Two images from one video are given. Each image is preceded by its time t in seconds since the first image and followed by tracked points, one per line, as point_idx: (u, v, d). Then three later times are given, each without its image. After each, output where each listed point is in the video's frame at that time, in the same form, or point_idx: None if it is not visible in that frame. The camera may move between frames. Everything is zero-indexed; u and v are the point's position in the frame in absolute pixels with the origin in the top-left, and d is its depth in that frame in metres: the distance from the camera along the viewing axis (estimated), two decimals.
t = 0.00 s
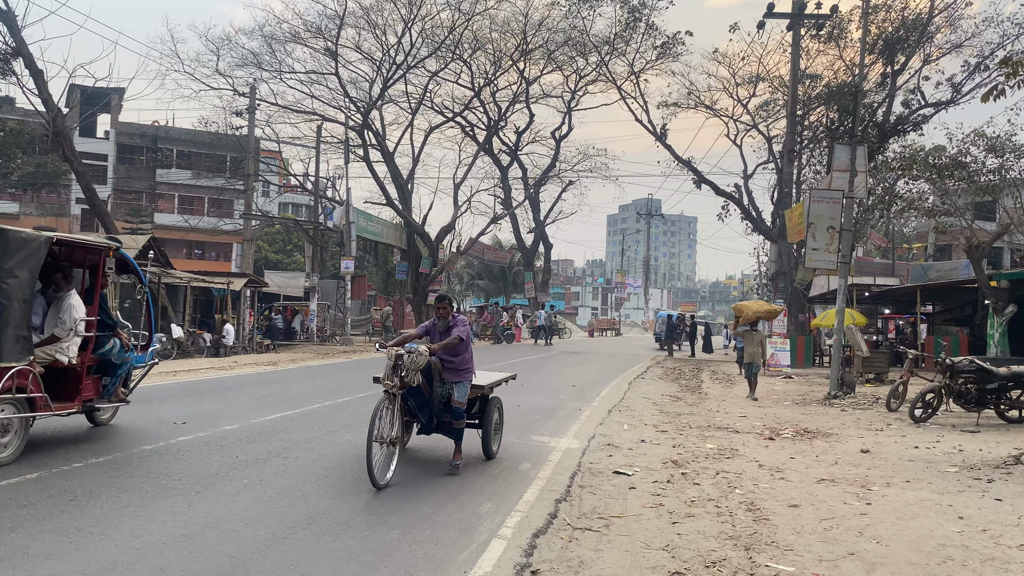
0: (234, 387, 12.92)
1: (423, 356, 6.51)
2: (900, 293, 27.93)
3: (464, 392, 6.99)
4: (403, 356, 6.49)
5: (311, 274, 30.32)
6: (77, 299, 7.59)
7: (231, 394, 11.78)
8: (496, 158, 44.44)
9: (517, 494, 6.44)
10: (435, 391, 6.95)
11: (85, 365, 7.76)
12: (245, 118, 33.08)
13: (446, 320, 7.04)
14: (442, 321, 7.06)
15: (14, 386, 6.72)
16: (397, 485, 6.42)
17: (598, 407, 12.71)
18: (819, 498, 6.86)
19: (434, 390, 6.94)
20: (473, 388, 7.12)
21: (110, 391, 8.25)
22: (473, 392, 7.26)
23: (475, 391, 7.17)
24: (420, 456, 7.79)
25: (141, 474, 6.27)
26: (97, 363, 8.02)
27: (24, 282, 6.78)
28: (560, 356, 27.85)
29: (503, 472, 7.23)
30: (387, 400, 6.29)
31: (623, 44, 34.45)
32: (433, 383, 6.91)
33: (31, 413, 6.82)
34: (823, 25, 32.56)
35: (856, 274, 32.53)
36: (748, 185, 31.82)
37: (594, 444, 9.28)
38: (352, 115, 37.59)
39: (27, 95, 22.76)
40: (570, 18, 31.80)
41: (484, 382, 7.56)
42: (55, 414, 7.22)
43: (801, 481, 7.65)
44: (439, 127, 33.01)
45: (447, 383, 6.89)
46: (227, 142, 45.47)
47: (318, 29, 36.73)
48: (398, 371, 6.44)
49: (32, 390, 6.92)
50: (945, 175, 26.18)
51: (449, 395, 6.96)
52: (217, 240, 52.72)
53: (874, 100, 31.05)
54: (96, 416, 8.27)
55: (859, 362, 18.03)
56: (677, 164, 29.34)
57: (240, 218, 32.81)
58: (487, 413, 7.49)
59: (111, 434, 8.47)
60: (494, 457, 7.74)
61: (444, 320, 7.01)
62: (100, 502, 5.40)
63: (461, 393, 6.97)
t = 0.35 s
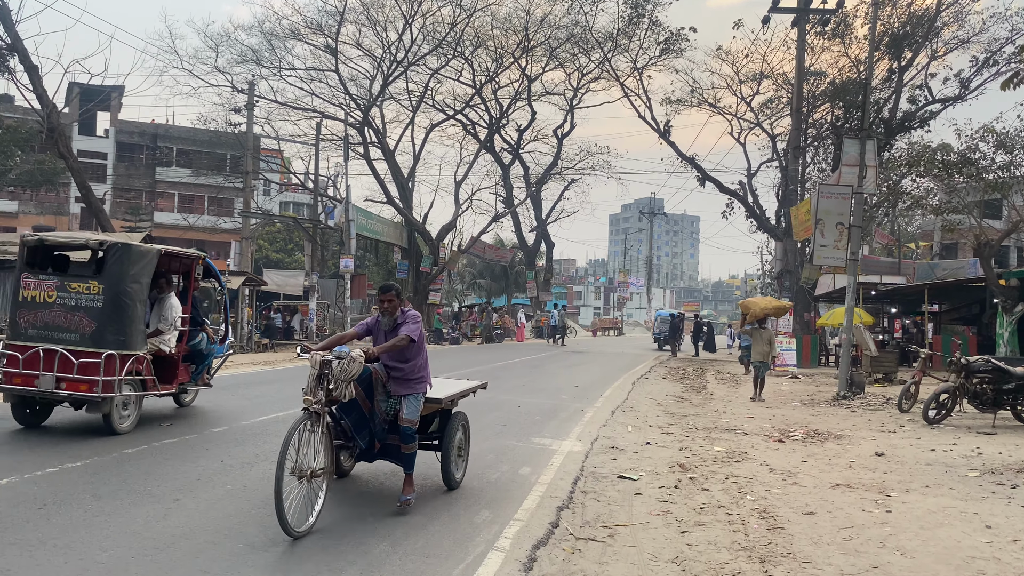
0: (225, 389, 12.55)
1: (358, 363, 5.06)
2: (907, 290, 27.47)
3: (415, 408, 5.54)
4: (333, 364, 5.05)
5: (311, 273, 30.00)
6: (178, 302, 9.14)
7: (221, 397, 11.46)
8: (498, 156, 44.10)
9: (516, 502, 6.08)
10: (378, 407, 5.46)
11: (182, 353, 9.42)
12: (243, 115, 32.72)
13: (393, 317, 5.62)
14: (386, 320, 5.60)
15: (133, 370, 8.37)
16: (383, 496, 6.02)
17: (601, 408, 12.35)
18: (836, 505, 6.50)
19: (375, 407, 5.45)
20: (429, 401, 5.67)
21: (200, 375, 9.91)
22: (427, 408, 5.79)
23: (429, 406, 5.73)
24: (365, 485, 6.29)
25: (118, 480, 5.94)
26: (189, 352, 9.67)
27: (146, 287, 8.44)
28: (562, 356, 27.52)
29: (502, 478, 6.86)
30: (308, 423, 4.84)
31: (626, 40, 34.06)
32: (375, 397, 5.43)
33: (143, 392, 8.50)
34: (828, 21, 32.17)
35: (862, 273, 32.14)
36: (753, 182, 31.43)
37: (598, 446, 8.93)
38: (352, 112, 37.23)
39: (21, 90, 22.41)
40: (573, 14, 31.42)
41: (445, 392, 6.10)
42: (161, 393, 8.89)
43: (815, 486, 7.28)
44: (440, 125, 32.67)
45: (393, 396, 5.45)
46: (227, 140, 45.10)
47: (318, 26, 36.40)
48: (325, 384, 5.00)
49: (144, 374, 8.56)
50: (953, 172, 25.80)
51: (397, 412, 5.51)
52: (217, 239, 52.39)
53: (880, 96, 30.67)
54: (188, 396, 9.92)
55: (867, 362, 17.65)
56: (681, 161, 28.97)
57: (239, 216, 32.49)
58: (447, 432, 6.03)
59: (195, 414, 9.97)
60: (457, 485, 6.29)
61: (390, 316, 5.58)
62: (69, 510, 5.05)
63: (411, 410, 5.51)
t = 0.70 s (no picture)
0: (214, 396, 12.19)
1: (232, 385, 3.80)
2: (913, 290, 27.01)
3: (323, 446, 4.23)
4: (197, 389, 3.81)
5: (310, 273, 29.69)
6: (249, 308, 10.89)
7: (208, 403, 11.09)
8: (500, 155, 43.76)
9: (512, 514, 5.74)
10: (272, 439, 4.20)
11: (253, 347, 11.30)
12: (242, 113, 32.39)
13: (300, 321, 4.37)
14: (284, 325, 4.34)
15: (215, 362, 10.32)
16: (366, 516, 5.62)
17: (603, 412, 12.04)
18: (850, 517, 6.14)
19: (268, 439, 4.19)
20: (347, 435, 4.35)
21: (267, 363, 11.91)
22: (347, 442, 4.45)
23: (347, 440, 4.39)
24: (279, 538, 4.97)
25: (88, 492, 5.64)
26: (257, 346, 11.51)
27: (225, 296, 10.31)
28: (564, 356, 27.22)
29: (498, 487, 6.51)
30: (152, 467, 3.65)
31: (629, 37, 33.70)
32: (268, 427, 4.13)
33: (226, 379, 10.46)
34: (834, 17, 31.78)
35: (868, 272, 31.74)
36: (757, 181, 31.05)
37: (599, 452, 8.59)
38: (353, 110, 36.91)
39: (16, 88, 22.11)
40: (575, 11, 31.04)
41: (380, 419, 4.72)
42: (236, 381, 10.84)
43: (827, 496, 6.94)
44: (442, 123, 32.31)
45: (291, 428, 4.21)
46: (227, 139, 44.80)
47: (318, 23, 36.09)
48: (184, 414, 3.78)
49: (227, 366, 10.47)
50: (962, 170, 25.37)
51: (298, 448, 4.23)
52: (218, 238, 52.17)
53: (887, 93, 30.25)
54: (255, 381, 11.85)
55: (875, 364, 17.28)
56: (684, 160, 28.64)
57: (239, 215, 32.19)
58: (381, 474, 4.63)
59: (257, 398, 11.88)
60: (395, 540, 4.87)
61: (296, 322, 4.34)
62: (31, 525, 4.76)
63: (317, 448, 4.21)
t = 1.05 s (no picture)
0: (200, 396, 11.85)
1: None
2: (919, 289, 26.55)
3: (116, 514, 2.80)
4: None
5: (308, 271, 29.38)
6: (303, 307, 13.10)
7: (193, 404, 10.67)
8: (501, 152, 43.41)
9: (503, 527, 5.39)
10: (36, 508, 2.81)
11: (303, 342, 13.32)
12: (240, 110, 32.08)
13: (84, 324, 2.94)
14: (53, 328, 2.91)
15: (275, 354, 12.35)
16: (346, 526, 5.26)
17: (604, 413, 11.70)
18: (862, 529, 5.79)
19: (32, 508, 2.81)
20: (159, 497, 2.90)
21: (316, 358, 13.97)
22: (168, 510, 2.97)
23: (161, 504, 2.92)
24: None
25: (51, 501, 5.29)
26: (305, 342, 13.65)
27: (283, 294, 12.38)
28: (565, 355, 26.90)
29: (489, 497, 6.17)
30: None
31: (631, 33, 33.34)
32: (25, 490, 2.76)
33: (282, 368, 12.51)
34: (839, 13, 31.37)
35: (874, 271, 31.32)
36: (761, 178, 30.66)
37: (598, 457, 8.24)
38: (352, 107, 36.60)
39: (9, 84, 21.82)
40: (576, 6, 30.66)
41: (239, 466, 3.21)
42: (291, 371, 12.89)
43: (838, 504, 6.59)
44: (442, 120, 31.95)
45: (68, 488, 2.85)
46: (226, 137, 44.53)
47: (317, 19, 35.78)
48: None
49: (283, 356, 12.57)
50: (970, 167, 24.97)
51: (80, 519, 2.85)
52: (218, 237, 51.91)
53: (893, 89, 29.83)
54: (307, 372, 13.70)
55: (882, 364, 16.92)
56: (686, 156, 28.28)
57: (237, 213, 31.81)
58: (235, 546, 3.18)
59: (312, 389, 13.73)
60: None
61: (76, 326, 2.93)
62: None
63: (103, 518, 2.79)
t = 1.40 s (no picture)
0: (191, 395, 11.48)
1: None
2: (927, 288, 26.15)
3: None
4: None
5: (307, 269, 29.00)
6: (348, 306, 14.81)
7: (184, 403, 10.30)
8: (503, 150, 43.05)
9: (501, 539, 5.01)
10: None
11: (349, 337, 15.04)
12: (239, 107, 31.74)
13: None
14: None
15: (328, 347, 14.00)
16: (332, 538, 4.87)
17: (607, 415, 11.34)
18: (885, 539, 5.43)
19: None
20: None
21: (359, 351, 15.81)
22: None
23: None
24: None
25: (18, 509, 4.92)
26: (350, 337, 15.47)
27: (336, 295, 13.94)
28: (567, 355, 26.54)
29: (487, 505, 5.79)
30: None
31: (634, 29, 32.94)
32: None
33: (333, 360, 14.19)
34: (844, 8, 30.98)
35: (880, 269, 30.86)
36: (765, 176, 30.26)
37: (601, 462, 7.88)
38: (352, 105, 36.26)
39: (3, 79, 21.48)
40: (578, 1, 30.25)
41: None
42: (341, 362, 14.60)
43: (856, 512, 6.23)
44: (443, 117, 31.59)
45: None
46: (226, 135, 44.19)
47: (317, 15, 35.44)
48: None
49: (334, 349, 14.22)
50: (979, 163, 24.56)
51: None
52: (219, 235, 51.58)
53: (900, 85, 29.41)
54: (351, 364, 15.53)
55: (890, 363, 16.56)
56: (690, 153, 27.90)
57: (235, 210, 31.42)
58: None
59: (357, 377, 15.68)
60: None
61: None
62: None
63: None
